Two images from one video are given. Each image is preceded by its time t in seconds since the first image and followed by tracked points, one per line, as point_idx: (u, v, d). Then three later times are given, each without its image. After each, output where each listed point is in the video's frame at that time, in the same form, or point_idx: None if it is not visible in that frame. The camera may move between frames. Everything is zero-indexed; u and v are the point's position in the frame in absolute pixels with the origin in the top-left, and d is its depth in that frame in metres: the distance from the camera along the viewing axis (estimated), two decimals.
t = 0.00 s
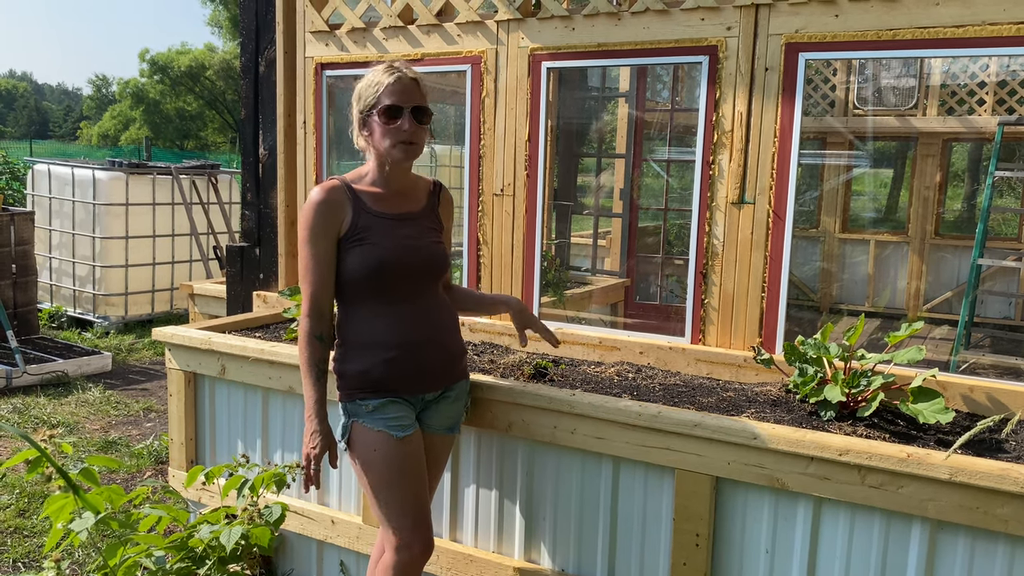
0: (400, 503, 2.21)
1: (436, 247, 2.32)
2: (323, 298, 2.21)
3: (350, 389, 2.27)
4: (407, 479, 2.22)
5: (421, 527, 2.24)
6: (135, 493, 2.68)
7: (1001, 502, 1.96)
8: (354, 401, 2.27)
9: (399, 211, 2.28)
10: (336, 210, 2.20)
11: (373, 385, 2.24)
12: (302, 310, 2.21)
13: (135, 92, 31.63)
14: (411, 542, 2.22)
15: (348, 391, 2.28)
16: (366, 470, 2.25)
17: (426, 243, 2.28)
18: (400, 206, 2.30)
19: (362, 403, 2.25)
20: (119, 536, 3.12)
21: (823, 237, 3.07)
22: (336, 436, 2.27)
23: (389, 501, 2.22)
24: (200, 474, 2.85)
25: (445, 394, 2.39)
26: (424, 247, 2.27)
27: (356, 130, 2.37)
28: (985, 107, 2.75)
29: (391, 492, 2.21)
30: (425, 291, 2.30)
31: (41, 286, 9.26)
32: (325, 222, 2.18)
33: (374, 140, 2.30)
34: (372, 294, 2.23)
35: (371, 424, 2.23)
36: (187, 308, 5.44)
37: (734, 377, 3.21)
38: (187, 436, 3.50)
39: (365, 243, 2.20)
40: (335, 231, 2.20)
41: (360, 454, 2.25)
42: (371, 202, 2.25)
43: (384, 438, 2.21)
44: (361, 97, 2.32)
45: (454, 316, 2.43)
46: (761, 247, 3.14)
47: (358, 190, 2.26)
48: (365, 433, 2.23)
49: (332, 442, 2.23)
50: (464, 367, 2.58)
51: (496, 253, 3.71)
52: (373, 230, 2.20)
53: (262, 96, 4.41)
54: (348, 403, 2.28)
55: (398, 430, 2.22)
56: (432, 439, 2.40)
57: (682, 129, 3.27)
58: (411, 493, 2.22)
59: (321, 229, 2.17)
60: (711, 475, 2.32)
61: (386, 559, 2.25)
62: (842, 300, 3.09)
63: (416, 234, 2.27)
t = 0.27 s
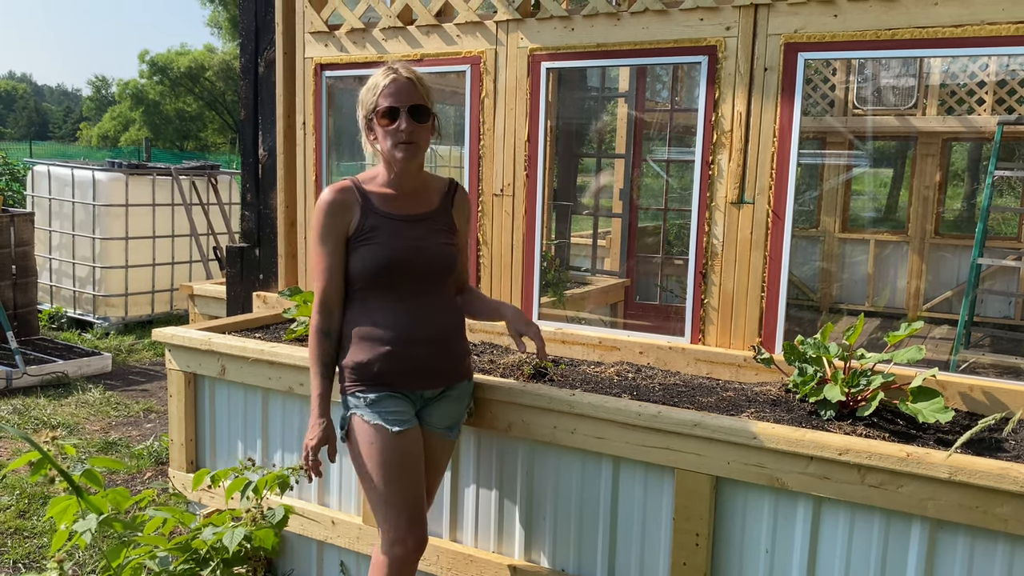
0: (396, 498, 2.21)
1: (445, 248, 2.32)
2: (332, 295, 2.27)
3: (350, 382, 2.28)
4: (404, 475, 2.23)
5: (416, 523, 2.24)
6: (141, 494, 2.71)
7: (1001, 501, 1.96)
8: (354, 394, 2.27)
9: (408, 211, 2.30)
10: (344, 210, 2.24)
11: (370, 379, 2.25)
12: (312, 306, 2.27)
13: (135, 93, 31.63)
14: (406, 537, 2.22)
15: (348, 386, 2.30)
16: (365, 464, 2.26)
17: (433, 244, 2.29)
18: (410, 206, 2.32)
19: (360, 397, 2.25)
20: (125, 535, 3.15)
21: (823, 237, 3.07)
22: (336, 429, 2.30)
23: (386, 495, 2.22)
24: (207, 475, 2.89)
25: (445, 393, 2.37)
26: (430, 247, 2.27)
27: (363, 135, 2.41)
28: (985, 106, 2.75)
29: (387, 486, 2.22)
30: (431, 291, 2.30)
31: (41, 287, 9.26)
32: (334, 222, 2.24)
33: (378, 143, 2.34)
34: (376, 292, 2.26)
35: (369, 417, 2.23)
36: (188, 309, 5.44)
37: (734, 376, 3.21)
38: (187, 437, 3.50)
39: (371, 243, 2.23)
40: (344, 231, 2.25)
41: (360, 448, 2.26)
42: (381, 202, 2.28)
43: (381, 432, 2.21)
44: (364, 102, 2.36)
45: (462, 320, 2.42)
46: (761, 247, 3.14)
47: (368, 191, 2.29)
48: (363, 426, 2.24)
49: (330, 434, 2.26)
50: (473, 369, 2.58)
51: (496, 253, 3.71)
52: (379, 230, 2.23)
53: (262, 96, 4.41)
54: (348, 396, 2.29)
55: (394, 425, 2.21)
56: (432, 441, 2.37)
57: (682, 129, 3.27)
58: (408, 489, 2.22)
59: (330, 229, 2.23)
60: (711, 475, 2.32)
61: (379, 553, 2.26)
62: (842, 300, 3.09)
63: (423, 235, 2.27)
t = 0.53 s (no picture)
0: (388, 495, 2.22)
1: (446, 251, 2.31)
2: (329, 290, 2.30)
3: (343, 379, 2.29)
4: (398, 470, 2.24)
5: (409, 520, 2.24)
6: (143, 494, 2.69)
7: (1000, 501, 1.97)
8: (347, 392, 2.29)
9: (410, 212, 2.29)
10: (348, 206, 2.27)
11: (362, 376, 2.26)
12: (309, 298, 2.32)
13: (135, 94, 31.63)
14: (398, 534, 2.22)
15: (340, 383, 2.31)
16: (359, 460, 2.27)
17: (434, 246, 2.28)
18: (413, 207, 2.32)
19: (353, 394, 2.27)
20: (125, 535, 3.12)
21: (823, 237, 3.07)
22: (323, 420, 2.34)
23: (378, 491, 2.23)
24: (212, 473, 2.93)
25: (439, 392, 2.36)
26: (430, 249, 2.27)
27: (371, 135, 2.42)
28: (984, 106, 2.75)
29: (379, 483, 2.23)
30: (430, 293, 2.30)
31: (41, 289, 9.26)
32: (336, 218, 2.26)
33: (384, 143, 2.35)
34: (374, 290, 2.26)
35: (361, 415, 2.24)
36: (187, 310, 5.44)
37: (733, 376, 3.21)
38: (188, 438, 3.50)
39: (371, 241, 2.24)
40: (345, 227, 2.27)
41: (354, 444, 2.27)
42: (385, 202, 2.28)
43: (372, 430, 2.22)
44: (372, 104, 2.37)
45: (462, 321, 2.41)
46: (760, 247, 3.14)
47: (373, 189, 2.30)
48: (355, 423, 2.26)
49: (317, 425, 2.32)
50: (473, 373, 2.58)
51: (495, 254, 3.72)
52: (380, 229, 2.24)
53: (261, 97, 4.41)
54: (341, 394, 2.31)
55: (387, 423, 2.22)
56: (425, 440, 2.36)
57: (681, 129, 3.27)
58: (400, 485, 2.23)
59: (333, 224, 2.26)
60: (711, 475, 2.32)
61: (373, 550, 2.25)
62: (842, 300, 3.09)
63: (424, 236, 2.27)
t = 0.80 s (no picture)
0: (385, 492, 2.23)
1: (446, 251, 2.32)
2: (330, 287, 2.30)
3: (340, 376, 2.29)
4: (394, 467, 2.24)
5: (405, 517, 2.24)
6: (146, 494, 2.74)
7: (1000, 500, 1.97)
8: (343, 390, 2.29)
9: (412, 211, 2.29)
10: (352, 203, 2.26)
11: (359, 374, 2.26)
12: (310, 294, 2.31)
13: (135, 95, 31.64)
14: (394, 531, 2.23)
15: (337, 380, 2.31)
16: (356, 458, 2.28)
17: (435, 246, 2.29)
18: (416, 206, 2.31)
19: (349, 392, 2.27)
20: (129, 535, 3.15)
21: (823, 236, 3.07)
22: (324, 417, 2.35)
23: (375, 489, 2.23)
24: (214, 473, 2.92)
25: (435, 391, 2.36)
26: (430, 249, 2.27)
27: (379, 134, 2.43)
28: (984, 106, 2.75)
29: (376, 480, 2.23)
30: (430, 292, 2.30)
31: (41, 289, 9.26)
32: (339, 215, 2.26)
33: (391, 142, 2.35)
34: (374, 288, 2.27)
35: (357, 413, 2.25)
36: (188, 311, 5.44)
37: (733, 376, 3.21)
38: (188, 438, 3.50)
39: (373, 238, 2.24)
40: (347, 224, 2.27)
41: (351, 442, 2.27)
42: (389, 200, 2.28)
43: (368, 428, 2.22)
44: (381, 103, 2.38)
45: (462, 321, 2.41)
46: (759, 246, 3.14)
47: (377, 187, 2.31)
48: (351, 421, 2.26)
49: (318, 422, 2.33)
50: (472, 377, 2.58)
51: (495, 254, 3.72)
52: (382, 227, 2.24)
53: (261, 98, 4.41)
54: (337, 391, 2.31)
55: (382, 421, 2.22)
56: (421, 439, 2.35)
57: (681, 129, 3.27)
58: (397, 483, 2.23)
59: (336, 221, 2.26)
60: (711, 475, 2.32)
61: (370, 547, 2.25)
62: (843, 299, 3.09)
63: (425, 236, 2.27)
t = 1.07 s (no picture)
0: (386, 494, 2.23)
1: (445, 251, 2.32)
2: (330, 288, 2.30)
3: (341, 378, 2.29)
4: (396, 469, 2.24)
5: (406, 519, 2.24)
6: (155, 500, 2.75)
7: (998, 500, 1.97)
8: (345, 391, 2.29)
9: (410, 213, 2.30)
10: (351, 205, 2.26)
11: (360, 375, 2.26)
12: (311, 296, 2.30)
13: (136, 96, 31.66)
14: (395, 533, 2.23)
15: (338, 382, 2.31)
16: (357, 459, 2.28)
17: (434, 246, 2.29)
18: (412, 209, 2.32)
19: (350, 394, 2.27)
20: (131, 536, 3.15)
21: (823, 236, 3.07)
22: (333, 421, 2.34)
23: (376, 490, 2.24)
24: (223, 480, 2.81)
25: (436, 391, 2.36)
26: (429, 249, 2.28)
27: (379, 135, 2.43)
28: (984, 106, 2.76)
29: (377, 482, 2.23)
30: (429, 293, 2.31)
31: (42, 290, 9.27)
32: (339, 217, 2.26)
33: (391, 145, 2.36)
34: (374, 289, 2.27)
35: (358, 414, 2.25)
36: (188, 311, 5.45)
37: (732, 376, 3.21)
38: (187, 438, 3.50)
39: (372, 239, 2.25)
40: (347, 225, 2.27)
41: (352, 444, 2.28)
42: (387, 202, 2.29)
43: (369, 429, 2.22)
44: (383, 105, 2.38)
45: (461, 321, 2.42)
46: (758, 247, 3.14)
47: (375, 189, 2.31)
48: (352, 423, 2.26)
49: (332, 427, 2.31)
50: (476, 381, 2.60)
51: (494, 254, 3.72)
52: (381, 227, 2.25)
53: (261, 98, 4.42)
54: (340, 393, 2.31)
55: (384, 422, 2.22)
56: (422, 439, 2.36)
57: (681, 129, 3.27)
58: (398, 484, 2.24)
59: (335, 222, 2.26)
60: (709, 475, 2.32)
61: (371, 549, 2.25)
62: (843, 299, 3.10)
63: (424, 237, 2.28)
